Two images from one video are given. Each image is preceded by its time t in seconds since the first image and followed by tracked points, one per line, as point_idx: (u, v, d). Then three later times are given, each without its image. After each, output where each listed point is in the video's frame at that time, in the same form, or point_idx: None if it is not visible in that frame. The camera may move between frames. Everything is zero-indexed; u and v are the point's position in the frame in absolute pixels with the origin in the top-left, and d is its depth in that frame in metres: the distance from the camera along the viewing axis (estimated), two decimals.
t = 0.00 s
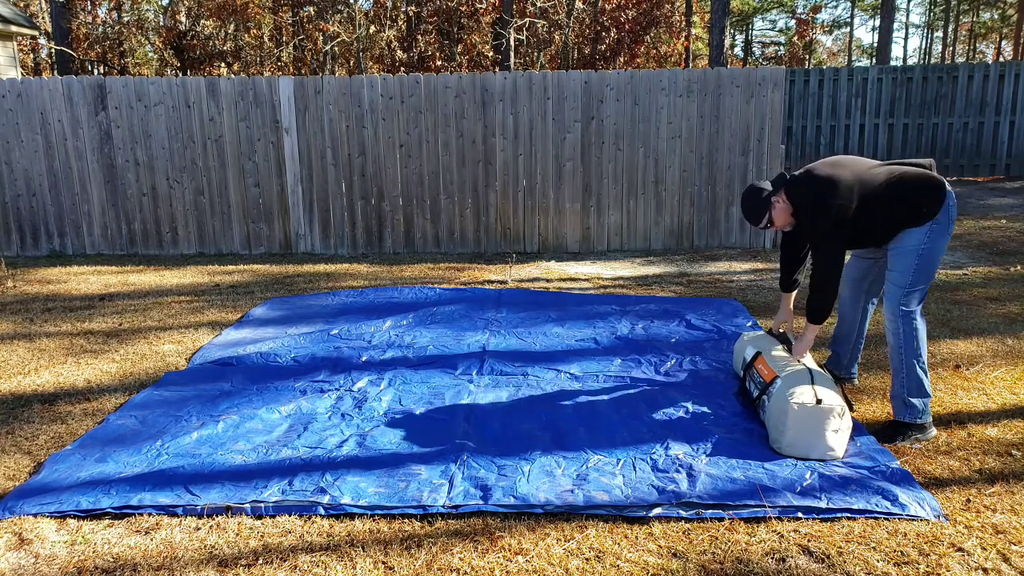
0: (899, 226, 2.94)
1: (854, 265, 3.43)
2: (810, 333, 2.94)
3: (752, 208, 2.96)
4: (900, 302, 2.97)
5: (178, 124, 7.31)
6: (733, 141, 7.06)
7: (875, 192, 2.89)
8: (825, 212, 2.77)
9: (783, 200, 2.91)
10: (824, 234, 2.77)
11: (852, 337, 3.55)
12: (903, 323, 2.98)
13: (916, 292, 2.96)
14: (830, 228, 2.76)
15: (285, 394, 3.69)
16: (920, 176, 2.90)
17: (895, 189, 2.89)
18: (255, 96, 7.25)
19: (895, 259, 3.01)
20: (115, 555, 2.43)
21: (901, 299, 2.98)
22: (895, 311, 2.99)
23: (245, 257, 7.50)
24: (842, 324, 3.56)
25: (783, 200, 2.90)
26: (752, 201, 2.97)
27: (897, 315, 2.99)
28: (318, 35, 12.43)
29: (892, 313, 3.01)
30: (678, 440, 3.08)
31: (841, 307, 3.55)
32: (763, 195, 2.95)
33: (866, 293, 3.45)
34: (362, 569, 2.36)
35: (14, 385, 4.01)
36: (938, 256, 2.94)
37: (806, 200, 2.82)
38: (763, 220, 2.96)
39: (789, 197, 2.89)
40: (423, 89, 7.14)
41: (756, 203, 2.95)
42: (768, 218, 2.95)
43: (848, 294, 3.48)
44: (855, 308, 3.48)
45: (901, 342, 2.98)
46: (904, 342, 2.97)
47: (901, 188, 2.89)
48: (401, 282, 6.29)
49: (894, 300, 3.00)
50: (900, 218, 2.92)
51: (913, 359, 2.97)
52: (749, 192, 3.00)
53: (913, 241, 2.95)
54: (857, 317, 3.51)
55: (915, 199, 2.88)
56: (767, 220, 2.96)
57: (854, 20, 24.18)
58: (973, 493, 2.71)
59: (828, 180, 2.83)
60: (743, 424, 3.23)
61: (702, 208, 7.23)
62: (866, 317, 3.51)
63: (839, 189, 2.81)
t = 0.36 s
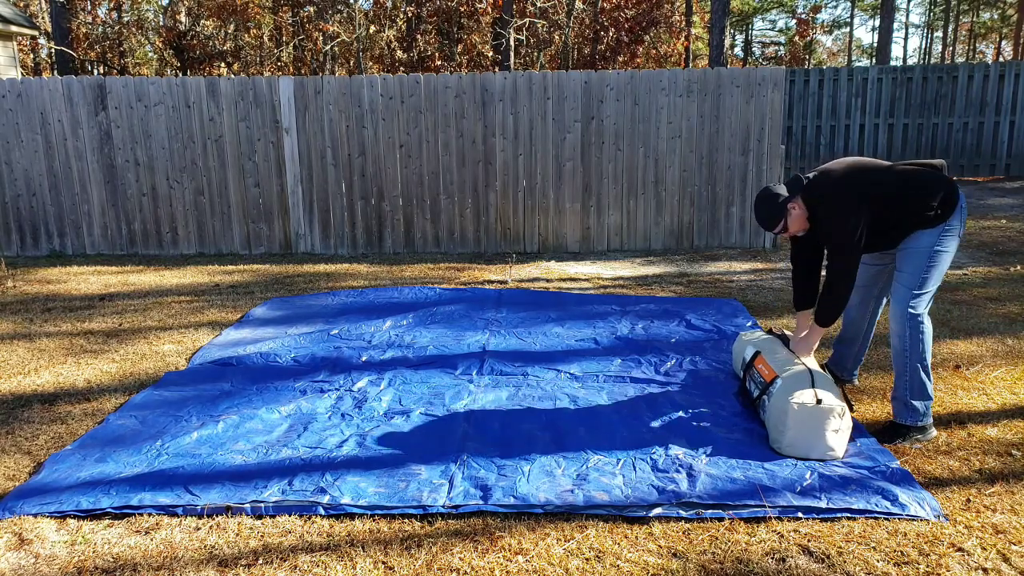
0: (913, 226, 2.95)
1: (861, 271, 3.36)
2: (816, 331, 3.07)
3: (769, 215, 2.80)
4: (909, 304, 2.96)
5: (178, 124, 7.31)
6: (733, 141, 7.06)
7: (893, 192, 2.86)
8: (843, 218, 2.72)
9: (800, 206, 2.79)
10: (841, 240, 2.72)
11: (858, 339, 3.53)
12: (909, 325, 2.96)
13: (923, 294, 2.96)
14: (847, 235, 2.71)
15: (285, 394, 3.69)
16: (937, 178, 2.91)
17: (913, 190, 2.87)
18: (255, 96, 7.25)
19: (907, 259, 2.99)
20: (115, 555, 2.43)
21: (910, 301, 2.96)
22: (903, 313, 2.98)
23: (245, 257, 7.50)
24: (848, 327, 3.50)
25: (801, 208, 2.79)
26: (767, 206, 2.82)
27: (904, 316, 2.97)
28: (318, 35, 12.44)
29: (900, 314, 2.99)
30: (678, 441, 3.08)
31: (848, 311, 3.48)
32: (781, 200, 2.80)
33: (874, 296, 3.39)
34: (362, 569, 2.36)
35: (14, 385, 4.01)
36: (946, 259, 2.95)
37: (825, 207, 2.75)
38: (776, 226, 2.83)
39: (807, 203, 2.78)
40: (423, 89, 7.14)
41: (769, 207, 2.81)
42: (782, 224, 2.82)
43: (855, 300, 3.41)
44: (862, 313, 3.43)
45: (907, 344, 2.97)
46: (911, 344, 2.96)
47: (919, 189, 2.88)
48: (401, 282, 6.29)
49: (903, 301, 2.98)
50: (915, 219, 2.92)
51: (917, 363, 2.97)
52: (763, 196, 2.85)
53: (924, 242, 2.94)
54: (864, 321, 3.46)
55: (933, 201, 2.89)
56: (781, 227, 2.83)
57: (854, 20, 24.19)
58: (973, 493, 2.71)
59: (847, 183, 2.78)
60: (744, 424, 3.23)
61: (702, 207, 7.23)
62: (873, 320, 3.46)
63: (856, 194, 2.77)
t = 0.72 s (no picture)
0: (916, 230, 2.94)
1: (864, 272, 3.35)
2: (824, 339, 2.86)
3: (772, 218, 2.74)
4: (909, 304, 2.97)
5: (178, 124, 7.31)
6: (733, 141, 7.06)
7: (899, 196, 2.84)
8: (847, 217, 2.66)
9: (802, 209, 2.73)
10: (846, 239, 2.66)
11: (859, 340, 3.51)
12: (909, 325, 2.97)
13: (923, 295, 2.96)
14: (851, 233, 2.65)
15: (285, 394, 3.70)
16: (942, 184, 2.91)
17: (917, 193, 2.86)
18: (255, 96, 7.25)
19: (909, 260, 2.99)
20: (115, 555, 2.43)
21: (911, 301, 2.96)
22: (902, 313, 2.98)
23: (245, 257, 7.50)
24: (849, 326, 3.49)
25: (804, 210, 2.73)
26: (770, 209, 2.76)
27: (903, 316, 2.98)
28: (318, 35, 12.43)
29: (899, 314, 2.99)
30: (678, 441, 3.08)
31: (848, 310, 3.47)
32: (785, 202, 2.74)
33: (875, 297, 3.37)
34: (362, 569, 2.36)
35: (14, 385, 4.01)
36: (948, 261, 2.96)
37: (827, 207, 2.70)
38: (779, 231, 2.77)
39: (808, 204, 2.75)
40: (423, 89, 7.14)
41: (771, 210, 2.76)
42: (786, 228, 2.76)
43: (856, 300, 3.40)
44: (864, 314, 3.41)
45: (906, 344, 2.97)
46: (910, 345, 2.96)
47: (924, 193, 2.87)
48: (401, 282, 6.29)
49: (903, 301, 2.98)
50: (919, 222, 2.91)
51: (917, 364, 2.97)
52: (765, 199, 2.79)
53: (926, 244, 2.94)
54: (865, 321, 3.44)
55: (937, 207, 2.89)
56: (785, 230, 2.76)
57: (854, 20, 24.19)
58: (973, 493, 2.71)
59: (849, 182, 2.75)
60: (743, 424, 3.23)
61: (702, 207, 7.23)
62: (875, 321, 3.43)
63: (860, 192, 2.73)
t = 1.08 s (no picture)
0: (918, 232, 2.95)
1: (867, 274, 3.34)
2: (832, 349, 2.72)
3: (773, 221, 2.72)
4: (910, 306, 2.97)
5: (178, 124, 7.31)
6: (733, 141, 7.06)
7: (906, 198, 2.83)
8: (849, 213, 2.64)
9: (806, 214, 2.72)
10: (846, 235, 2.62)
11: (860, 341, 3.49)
12: (909, 327, 2.97)
13: (924, 297, 2.97)
14: (852, 233, 2.62)
15: (285, 394, 3.70)
16: (948, 190, 2.91)
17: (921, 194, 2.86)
18: (255, 96, 7.25)
19: (911, 262, 2.99)
20: (115, 555, 2.43)
21: (911, 303, 2.97)
22: (902, 315, 2.98)
23: (245, 257, 7.50)
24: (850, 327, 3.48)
25: (806, 215, 2.72)
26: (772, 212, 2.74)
27: (903, 318, 2.98)
28: (318, 35, 12.44)
29: (899, 315, 3.00)
30: (679, 441, 3.08)
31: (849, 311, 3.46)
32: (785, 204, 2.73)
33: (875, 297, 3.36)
34: (362, 569, 2.36)
35: (14, 385, 4.01)
36: (950, 264, 2.96)
37: (828, 207, 2.69)
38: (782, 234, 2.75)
39: (810, 208, 2.73)
40: (423, 89, 7.14)
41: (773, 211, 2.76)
42: (788, 233, 2.74)
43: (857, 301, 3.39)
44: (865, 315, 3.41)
45: (906, 347, 2.97)
46: (909, 347, 2.96)
47: (929, 195, 2.87)
48: (401, 282, 6.29)
49: (904, 303, 2.98)
50: (923, 224, 2.91)
51: (916, 366, 2.97)
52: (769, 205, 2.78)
53: (929, 247, 2.94)
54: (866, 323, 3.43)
55: (940, 212, 2.90)
56: (788, 235, 2.75)
57: (854, 20, 24.19)
58: (973, 493, 2.71)
59: (851, 180, 2.74)
60: (744, 424, 3.23)
61: (702, 207, 7.23)
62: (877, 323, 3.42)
63: (862, 190, 2.70)
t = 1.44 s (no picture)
0: (920, 235, 2.94)
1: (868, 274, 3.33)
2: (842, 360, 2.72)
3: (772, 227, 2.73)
4: (909, 308, 2.97)
5: (178, 124, 7.31)
6: (733, 141, 7.06)
7: (905, 200, 2.83)
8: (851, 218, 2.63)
9: (804, 223, 2.71)
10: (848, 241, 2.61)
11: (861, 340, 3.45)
12: (908, 328, 2.96)
13: (923, 298, 2.97)
14: (855, 242, 2.60)
15: (285, 394, 3.70)
16: (948, 192, 2.92)
17: (922, 197, 2.86)
18: (255, 96, 7.25)
19: (911, 263, 2.98)
20: (115, 555, 2.43)
21: (911, 304, 2.97)
22: (901, 316, 2.98)
23: (245, 257, 7.50)
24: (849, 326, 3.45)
25: (806, 223, 2.72)
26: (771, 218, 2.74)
27: (903, 319, 2.98)
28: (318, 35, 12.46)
29: (898, 316, 2.99)
30: (679, 441, 3.08)
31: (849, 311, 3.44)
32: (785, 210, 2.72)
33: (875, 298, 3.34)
34: (362, 569, 2.36)
35: (14, 385, 4.01)
36: (950, 266, 2.96)
37: (828, 213, 2.68)
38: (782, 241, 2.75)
39: (810, 215, 2.73)
40: (423, 89, 7.14)
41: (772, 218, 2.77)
42: (787, 241, 2.74)
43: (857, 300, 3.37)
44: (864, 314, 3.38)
45: (905, 348, 2.97)
46: (909, 348, 2.96)
47: (929, 198, 2.87)
48: (401, 282, 6.29)
49: (904, 304, 2.98)
50: (923, 226, 2.91)
51: (915, 367, 2.98)
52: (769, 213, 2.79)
53: (930, 248, 2.94)
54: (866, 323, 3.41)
55: (941, 214, 2.90)
56: (786, 243, 2.76)
57: (854, 20, 24.19)
58: (973, 493, 2.71)
59: (852, 185, 2.73)
60: (743, 424, 3.23)
61: (702, 207, 7.23)
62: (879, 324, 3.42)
63: (864, 195, 2.69)
